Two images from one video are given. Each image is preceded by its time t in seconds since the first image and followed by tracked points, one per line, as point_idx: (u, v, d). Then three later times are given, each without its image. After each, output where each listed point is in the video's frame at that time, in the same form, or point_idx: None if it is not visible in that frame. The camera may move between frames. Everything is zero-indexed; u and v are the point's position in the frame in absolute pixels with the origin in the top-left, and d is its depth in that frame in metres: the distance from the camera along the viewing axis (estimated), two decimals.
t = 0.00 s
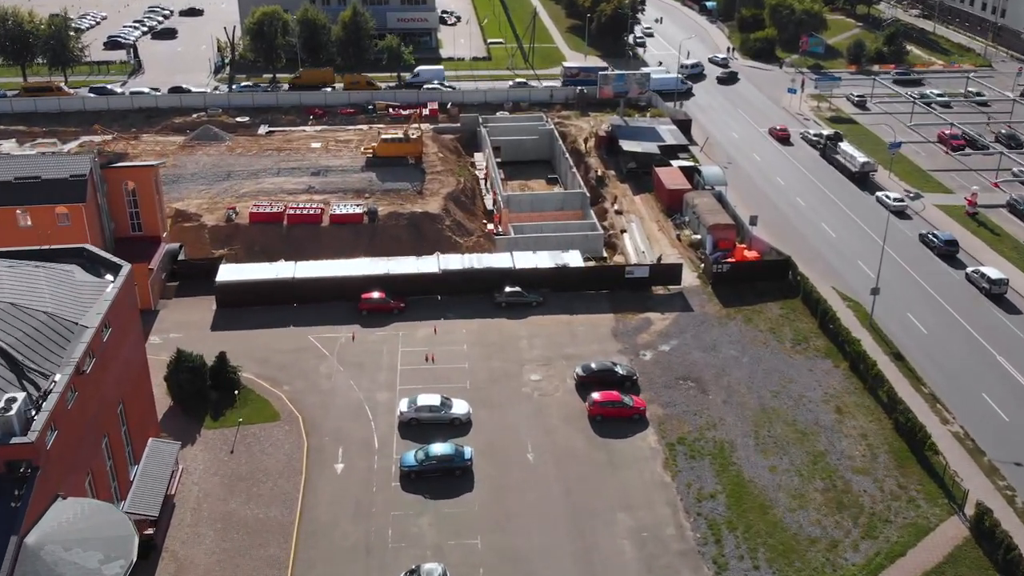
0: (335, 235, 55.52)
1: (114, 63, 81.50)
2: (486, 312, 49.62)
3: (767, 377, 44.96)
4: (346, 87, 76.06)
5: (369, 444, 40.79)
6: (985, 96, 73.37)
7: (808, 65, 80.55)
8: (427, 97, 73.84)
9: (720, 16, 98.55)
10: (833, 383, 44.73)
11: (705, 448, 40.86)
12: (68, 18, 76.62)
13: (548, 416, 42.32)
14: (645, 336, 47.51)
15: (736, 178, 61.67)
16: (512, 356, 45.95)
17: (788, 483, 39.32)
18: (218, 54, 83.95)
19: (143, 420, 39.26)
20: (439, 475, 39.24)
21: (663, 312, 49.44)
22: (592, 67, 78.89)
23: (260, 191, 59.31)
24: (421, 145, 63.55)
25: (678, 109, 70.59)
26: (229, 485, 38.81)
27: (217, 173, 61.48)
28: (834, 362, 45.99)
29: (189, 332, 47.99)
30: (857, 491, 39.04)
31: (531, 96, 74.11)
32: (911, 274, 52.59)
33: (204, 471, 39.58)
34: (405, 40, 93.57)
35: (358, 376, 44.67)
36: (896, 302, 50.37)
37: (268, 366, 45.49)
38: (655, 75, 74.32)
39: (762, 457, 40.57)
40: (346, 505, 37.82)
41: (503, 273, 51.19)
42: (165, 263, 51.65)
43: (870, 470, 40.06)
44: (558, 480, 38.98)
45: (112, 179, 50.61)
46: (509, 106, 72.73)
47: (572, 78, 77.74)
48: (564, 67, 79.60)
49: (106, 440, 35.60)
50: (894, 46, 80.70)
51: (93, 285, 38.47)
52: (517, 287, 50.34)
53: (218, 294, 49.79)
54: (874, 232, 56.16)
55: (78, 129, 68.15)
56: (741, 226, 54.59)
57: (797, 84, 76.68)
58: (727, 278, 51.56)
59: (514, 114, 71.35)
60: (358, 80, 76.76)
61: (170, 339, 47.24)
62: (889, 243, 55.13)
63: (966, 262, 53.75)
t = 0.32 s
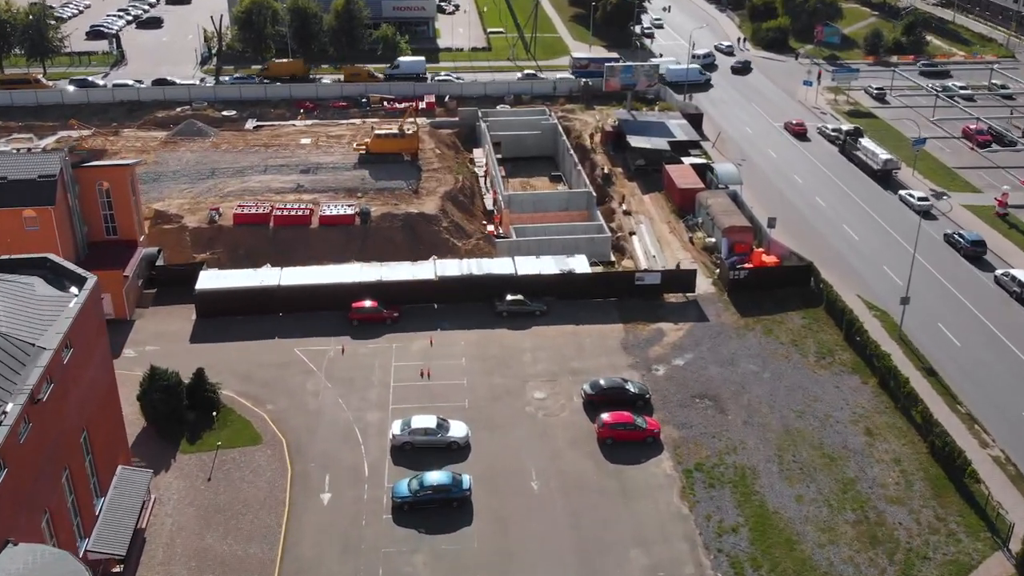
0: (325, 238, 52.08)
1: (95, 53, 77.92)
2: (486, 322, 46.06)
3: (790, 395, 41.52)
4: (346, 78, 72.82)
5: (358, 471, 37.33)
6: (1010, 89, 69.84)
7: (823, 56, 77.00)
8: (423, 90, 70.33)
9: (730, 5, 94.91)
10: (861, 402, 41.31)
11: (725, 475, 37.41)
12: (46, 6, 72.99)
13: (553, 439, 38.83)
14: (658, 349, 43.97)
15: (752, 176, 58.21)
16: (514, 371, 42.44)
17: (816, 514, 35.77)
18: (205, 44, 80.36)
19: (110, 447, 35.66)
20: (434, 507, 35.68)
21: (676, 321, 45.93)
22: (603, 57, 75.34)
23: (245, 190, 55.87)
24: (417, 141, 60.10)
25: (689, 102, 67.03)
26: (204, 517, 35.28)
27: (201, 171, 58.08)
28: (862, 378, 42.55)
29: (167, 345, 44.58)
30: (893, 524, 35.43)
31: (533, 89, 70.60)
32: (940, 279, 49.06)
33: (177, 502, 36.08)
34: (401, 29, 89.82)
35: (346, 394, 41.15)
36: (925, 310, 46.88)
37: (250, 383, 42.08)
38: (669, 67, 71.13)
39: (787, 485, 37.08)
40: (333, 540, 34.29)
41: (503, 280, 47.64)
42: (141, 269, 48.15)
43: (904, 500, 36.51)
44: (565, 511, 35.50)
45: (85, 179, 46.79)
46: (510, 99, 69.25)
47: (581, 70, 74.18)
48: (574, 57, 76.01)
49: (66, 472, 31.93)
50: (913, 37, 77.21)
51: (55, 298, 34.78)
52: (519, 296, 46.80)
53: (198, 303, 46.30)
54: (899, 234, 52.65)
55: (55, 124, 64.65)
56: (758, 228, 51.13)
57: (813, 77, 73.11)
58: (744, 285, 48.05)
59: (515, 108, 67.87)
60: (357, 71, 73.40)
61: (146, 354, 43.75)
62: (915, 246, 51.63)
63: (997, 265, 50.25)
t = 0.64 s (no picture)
0: (314, 241, 48.64)
1: (76, 43, 74.39)
2: (486, 333, 42.46)
3: (817, 416, 38.14)
4: (346, 70, 69.34)
5: (345, 502, 33.86)
6: None
7: (840, 46, 73.44)
8: (420, 82, 66.80)
9: None
10: (894, 423, 37.90)
11: (748, 507, 33.95)
12: None
13: (560, 466, 35.38)
14: (673, 364, 40.50)
15: (768, 173, 54.79)
16: (516, 389, 38.93)
17: (850, 552, 32.28)
18: (191, 33, 76.77)
19: (70, 479, 31.74)
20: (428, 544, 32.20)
21: (692, 333, 42.44)
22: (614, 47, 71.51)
23: (229, 189, 52.42)
24: (413, 136, 56.61)
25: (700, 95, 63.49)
26: (174, 555, 31.73)
27: (183, 169, 54.63)
28: (894, 397, 39.15)
29: (140, 360, 41.15)
30: (934, 562, 31.94)
31: (536, 80, 67.00)
32: (974, 285, 45.58)
33: (145, 538, 32.54)
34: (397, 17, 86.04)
35: (333, 415, 37.69)
36: (959, 319, 43.40)
37: (229, 402, 38.66)
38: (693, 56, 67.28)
39: (816, 518, 33.63)
40: None
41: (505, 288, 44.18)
42: (114, 277, 44.69)
43: (946, 535, 33.02)
44: (574, 549, 32.04)
45: (53, 179, 43.14)
46: (511, 91, 65.74)
47: (591, 61, 70.48)
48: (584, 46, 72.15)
49: (21, 512, 27.93)
50: (934, 26, 73.62)
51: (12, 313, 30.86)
52: (522, 305, 43.13)
53: (175, 314, 42.89)
54: (927, 237, 49.21)
55: (30, 118, 61.24)
56: (778, 230, 47.70)
57: (831, 68, 69.53)
58: (764, 293, 44.62)
59: (517, 101, 64.37)
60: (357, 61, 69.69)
61: (117, 370, 40.35)
62: (945, 249, 48.15)
63: None
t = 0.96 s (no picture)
0: (300, 245, 45.23)
1: (54, 33, 70.80)
2: (486, 347, 38.97)
3: (849, 443, 34.79)
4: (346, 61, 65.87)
5: (329, 542, 30.44)
6: None
7: (858, 36, 69.91)
8: (416, 74, 63.24)
9: None
10: (934, 451, 34.53)
11: (778, 547, 30.48)
12: None
13: (569, 500, 31.96)
14: (690, 383, 37.08)
15: (788, 171, 51.37)
16: (519, 411, 35.48)
17: None
18: (175, 23, 73.20)
19: (25, 521, 28.00)
20: None
21: (710, 348, 39.02)
22: (624, 36, 67.74)
23: (211, 189, 48.99)
24: (408, 132, 53.11)
25: (713, 88, 60.00)
26: None
27: (162, 167, 51.14)
28: (932, 421, 35.80)
29: (109, 379, 37.73)
30: None
31: (538, 72, 63.39)
32: (1013, 293, 42.18)
33: None
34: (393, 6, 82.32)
35: (319, 442, 34.28)
36: (1000, 331, 40.00)
37: (205, 426, 35.25)
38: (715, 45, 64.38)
39: (854, 559, 30.14)
40: None
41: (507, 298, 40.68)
42: (82, 286, 41.21)
43: None
44: None
45: (17, 180, 39.59)
46: (513, 84, 62.23)
47: (601, 51, 66.88)
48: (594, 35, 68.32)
49: None
50: (957, 16, 70.13)
51: None
52: (526, 316, 39.61)
53: (148, 327, 39.46)
54: (960, 241, 45.82)
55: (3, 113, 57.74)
56: (801, 235, 44.30)
57: (851, 59, 65.99)
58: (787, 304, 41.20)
59: (519, 94, 60.88)
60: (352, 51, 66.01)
61: (84, 391, 36.93)
62: (981, 254, 44.76)
63: None
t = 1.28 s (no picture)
0: (286, 253, 41.85)
1: (31, 24, 67.29)
2: (486, 367, 35.55)
3: (888, 477, 31.36)
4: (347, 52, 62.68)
5: None
6: None
7: (878, 27, 66.46)
8: (412, 67, 59.78)
9: None
10: (983, 486, 31.08)
11: None
12: None
13: (579, 544, 28.49)
14: (710, 409, 33.69)
15: (811, 172, 48.00)
16: (523, 441, 32.09)
17: None
18: (159, 13, 69.70)
19: None
20: None
21: (732, 369, 35.63)
22: (635, 27, 64.02)
23: (190, 191, 45.55)
24: (403, 129, 49.66)
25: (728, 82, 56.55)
26: None
27: (139, 167, 47.69)
28: (979, 451, 32.37)
29: (72, 403, 34.34)
30: None
31: (542, 64, 59.90)
32: None
33: None
34: None
35: (301, 477, 30.89)
36: None
37: (175, 458, 31.83)
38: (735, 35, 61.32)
39: None
40: None
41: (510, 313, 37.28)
42: (47, 300, 37.90)
43: None
44: None
45: None
46: (514, 77, 58.79)
47: (611, 43, 63.25)
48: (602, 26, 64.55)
49: None
50: (983, 5, 66.66)
51: None
52: (530, 333, 36.22)
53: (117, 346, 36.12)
54: (998, 248, 42.44)
55: None
56: (829, 242, 40.92)
57: (873, 51, 62.49)
58: (816, 320, 37.83)
59: (521, 88, 57.43)
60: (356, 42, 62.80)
61: (44, 417, 33.56)
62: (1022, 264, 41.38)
63: None
